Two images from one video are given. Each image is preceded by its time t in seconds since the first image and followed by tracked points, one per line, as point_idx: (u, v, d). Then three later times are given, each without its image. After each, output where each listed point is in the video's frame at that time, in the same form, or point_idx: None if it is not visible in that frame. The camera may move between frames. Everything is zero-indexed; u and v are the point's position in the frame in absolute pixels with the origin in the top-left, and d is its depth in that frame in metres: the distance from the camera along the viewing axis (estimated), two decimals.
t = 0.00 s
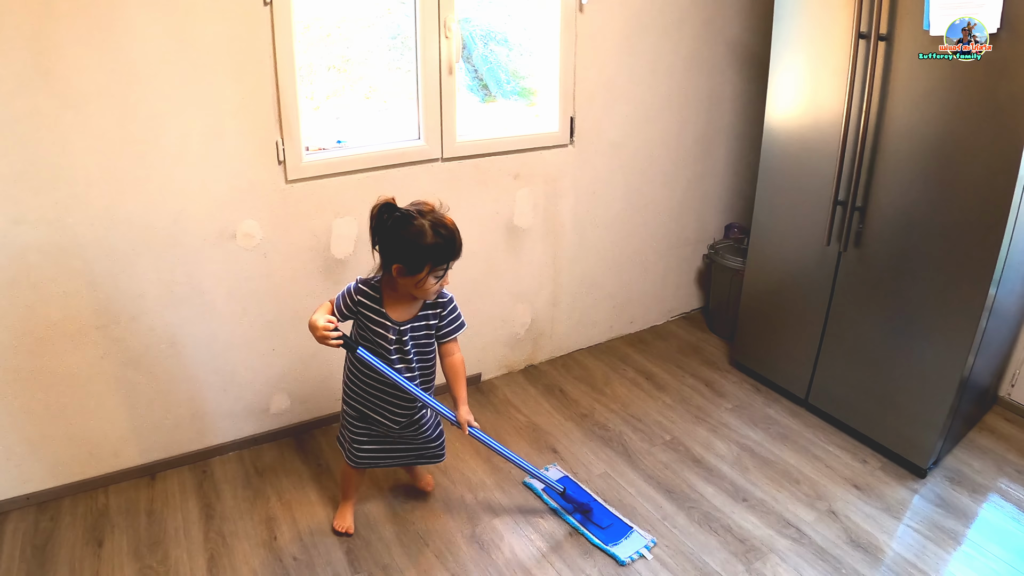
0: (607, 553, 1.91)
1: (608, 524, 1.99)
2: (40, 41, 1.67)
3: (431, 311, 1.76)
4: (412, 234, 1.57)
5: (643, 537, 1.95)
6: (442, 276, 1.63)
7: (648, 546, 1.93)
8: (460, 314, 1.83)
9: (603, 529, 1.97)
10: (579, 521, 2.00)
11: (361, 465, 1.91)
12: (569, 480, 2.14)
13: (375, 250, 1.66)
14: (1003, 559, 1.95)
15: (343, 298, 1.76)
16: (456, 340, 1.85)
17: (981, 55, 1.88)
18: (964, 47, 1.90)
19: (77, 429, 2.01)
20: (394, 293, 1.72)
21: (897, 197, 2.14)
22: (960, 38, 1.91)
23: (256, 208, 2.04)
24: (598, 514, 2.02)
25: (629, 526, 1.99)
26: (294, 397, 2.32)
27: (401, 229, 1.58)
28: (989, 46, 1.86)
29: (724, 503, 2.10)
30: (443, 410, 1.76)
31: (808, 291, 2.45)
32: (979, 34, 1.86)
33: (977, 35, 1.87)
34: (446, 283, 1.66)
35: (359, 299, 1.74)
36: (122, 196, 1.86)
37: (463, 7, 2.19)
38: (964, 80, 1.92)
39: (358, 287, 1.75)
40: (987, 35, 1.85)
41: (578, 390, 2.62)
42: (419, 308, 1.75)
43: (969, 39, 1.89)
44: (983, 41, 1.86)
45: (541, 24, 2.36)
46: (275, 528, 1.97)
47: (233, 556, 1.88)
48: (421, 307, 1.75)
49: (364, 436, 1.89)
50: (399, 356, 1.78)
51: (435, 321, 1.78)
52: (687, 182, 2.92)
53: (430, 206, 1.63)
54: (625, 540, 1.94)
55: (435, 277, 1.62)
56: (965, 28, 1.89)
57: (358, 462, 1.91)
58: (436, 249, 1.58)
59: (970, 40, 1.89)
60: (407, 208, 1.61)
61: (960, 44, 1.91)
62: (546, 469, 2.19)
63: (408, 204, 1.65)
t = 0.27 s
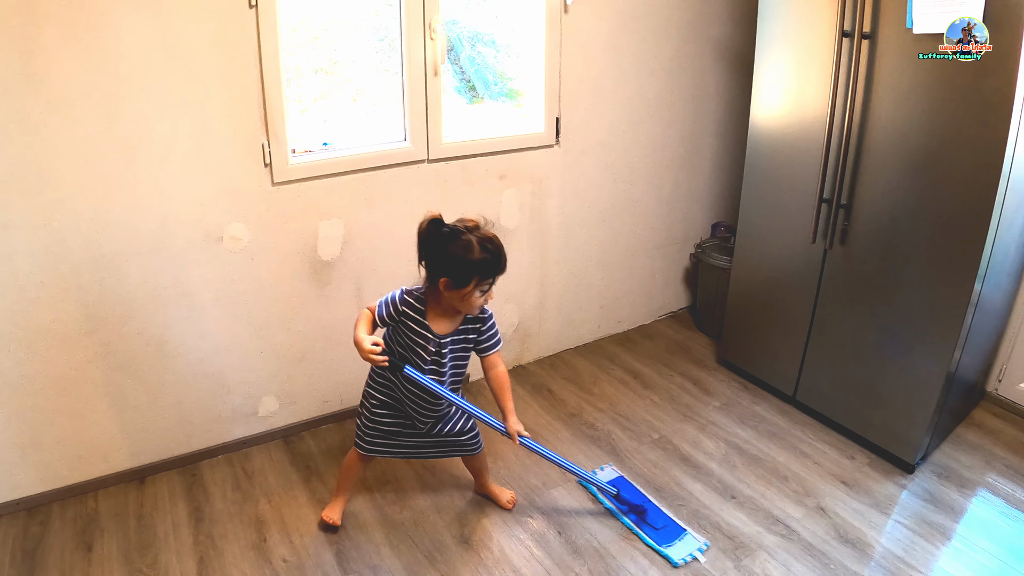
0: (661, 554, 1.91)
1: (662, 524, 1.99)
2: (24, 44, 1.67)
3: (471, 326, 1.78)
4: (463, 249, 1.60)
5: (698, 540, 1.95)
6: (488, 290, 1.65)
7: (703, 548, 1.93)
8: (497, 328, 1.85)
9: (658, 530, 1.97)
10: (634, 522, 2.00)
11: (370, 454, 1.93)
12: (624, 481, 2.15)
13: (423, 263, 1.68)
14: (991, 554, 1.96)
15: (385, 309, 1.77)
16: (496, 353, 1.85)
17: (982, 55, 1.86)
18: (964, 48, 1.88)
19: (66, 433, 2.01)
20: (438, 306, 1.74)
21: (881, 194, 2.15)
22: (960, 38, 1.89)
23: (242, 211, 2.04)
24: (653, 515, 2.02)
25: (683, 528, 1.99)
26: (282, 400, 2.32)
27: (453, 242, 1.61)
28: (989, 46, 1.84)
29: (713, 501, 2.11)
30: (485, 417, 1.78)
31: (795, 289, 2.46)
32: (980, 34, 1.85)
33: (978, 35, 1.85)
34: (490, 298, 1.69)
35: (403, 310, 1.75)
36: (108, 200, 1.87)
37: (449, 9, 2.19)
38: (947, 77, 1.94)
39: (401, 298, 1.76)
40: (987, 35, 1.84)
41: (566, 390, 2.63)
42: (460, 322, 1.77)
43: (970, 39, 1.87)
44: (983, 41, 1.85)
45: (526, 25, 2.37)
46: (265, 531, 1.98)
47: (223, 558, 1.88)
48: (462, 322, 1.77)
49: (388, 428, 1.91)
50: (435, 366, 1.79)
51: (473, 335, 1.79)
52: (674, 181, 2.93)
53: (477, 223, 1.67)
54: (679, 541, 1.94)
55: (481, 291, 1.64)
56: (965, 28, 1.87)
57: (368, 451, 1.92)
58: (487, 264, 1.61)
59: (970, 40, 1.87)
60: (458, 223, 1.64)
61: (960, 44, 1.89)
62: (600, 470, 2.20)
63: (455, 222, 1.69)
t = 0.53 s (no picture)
0: (693, 551, 1.93)
1: (694, 522, 2.01)
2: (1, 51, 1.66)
3: (492, 324, 1.87)
4: (488, 247, 1.66)
5: (728, 537, 1.97)
6: (511, 287, 1.72)
7: (733, 546, 1.95)
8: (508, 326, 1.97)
9: (690, 528, 1.99)
10: (667, 521, 2.02)
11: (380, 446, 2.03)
12: (656, 479, 2.16)
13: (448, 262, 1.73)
14: (973, 547, 1.98)
15: (413, 309, 1.80)
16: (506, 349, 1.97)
17: (982, 55, 1.83)
18: (964, 48, 1.86)
19: (48, 441, 2.01)
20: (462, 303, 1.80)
21: (858, 193, 2.17)
22: (960, 38, 1.86)
23: (221, 217, 2.05)
24: (685, 513, 2.04)
25: (715, 525, 2.01)
26: (263, 404, 2.32)
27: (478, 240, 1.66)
28: (989, 46, 1.82)
29: (695, 499, 2.12)
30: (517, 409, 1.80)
31: (774, 288, 2.48)
32: (980, 34, 1.82)
33: (978, 35, 1.83)
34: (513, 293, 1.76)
35: (434, 311, 1.79)
36: (87, 207, 1.86)
37: (429, 12, 2.20)
38: (922, 75, 1.96)
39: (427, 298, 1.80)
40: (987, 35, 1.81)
41: (548, 391, 2.64)
42: (481, 319, 1.85)
43: (969, 39, 1.84)
44: (983, 41, 1.82)
45: (505, 28, 2.38)
46: (248, 536, 1.98)
47: (207, 564, 1.88)
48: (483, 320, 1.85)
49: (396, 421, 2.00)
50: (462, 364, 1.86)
51: (493, 334, 1.89)
52: (653, 182, 2.95)
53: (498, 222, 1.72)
54: (711, 538, 1.96)
55: (505, 288, 1.71)
56: (965, 28, 1.84)
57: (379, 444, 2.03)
58: (510, 261, 1.68)
59: (970, 40, 1.84)
60: (482, 223, 1.70)
61: (960, 44, 1.86)
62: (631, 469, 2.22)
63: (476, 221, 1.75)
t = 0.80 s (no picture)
0: (680, 549, 1.94)
1: (681, 520, 2.02)
2: None
3: (458, 301, 1.90)
4: (435, 219, 1.73)
5: (715, 535, 1.98)
6: (463, 254, 1.78)
7: (721, 544, 1.95)
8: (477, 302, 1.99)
9: (677, 526, 2.00)
10: (654, 518, 2.04)
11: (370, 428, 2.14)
12: (642, 479, 2.18)
13: (404, 246, 1.80)
14: (959, 541, 2.00)
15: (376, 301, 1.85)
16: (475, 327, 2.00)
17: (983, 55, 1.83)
18: (964, 48, 1.84)
19: (32, 449, 2.00)
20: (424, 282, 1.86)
21: (837, 190, 2.19)
22: (960, 38, 1.84)
23: (203, 222, 2.04)
24: (672, 511, 2.05)
25: (701, 524, 2.02)
26: (248, 410, 2.32)
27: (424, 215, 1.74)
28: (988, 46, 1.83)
29: (681, 497, 2.13)
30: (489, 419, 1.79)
31: (756, 286, 2.49)
32: (981, 34, 1.82)
33: (978, 35, 1.82)
34: (470, 261, 1.81)
35: (398, 296, 1.84)
36: (67, 213, 1.86)
37: (410, 16, 2.21)
38: (901, 74, 1.97)
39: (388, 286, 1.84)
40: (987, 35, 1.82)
41: (532, 392, 2.65)
42: (446, 297, 1.89)
43: (969, 39, 1.83)
44: (983, 41, 1.83)
45: (486, 31, 2.39)
46: (234, 541, 1.98)
47: (193, 570, 1.88)
48: (448, 298, 1.89)
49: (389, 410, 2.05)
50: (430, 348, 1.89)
51: (460, 310, 1.92)
52: (636, 183, 2.96)
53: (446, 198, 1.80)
54: (697, 536, 1.97)
55: (458, 256, 1.77)
56: (965, 28, 1.83)
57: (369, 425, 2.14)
58: (458, 228, 1.75)
59: (970, 40, 1.83)
60: (431, 199, 1.77)
61: (960, 44, 1.85)
62: (616, 469, 2.23)
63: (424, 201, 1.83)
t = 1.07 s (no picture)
0: (675, 549, 1.95)
1: (676, 521, 2.03)
2: None
3: (405, 288, 1.91)
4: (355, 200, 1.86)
5: (710, 536, 1.99)
6: (381, 228, 1.84)
7: (715, 544, 1.96)
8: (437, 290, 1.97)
9: (672, 526, 2.01)
10: (644, 518, 2.05)
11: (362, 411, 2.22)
12: (635, 480, 2.19)
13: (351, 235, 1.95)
14: (954, 539, 2.00)
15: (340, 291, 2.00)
16: (435, 316, 1.98)
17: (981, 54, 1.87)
18: (964, 47, 1.86)
19: (26, 454, 2.00)
20: (371, 270, 1.94)
21: (829, 191, 2.20)
22: (960, 38, 1.85)
23: (197, 226, 2.05)
24: (666, 511, 2.06)
25: (696, 524, 2.03)
26: (242, 413, 2.32)
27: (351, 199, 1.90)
28: (986, 46, 1.89)
29: (676, 498, 2.13)
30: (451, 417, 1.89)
31: (749, 286, 2.50)
32: (979, 34, 1.86)
33: (978, 35, 1.86)
34: (390, 238, 1.84)
35: (350, 283, 1.96)
36: (62, 217, 1.86)
37: (403, 19, 2.22)
38: (892, 75, 1.99)
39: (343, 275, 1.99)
40: (986, 35, 1.87)
41: (526, 394, 2.65)
42: (393, 282, 1.92)
43: (970, 39, 1.86)
44: (983, 41, 1.88)
45: (479, 35, 2.40)
46: (230, 545, 1.98)
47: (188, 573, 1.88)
48: (396, 283, 1.92)
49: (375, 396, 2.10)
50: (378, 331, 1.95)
51: (409, 297, 1.92)
52: (629, 184, 2.97)
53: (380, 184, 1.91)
54: (692, 536, 1.98)
55: (376, 230, 1.84)
56: (965, 28, 1.84)
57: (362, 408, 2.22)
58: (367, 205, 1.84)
59: (970, 40, 1.86)
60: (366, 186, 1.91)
61: (960, 44, 1.85)
62: (610, 470, 2.24)
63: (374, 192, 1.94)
